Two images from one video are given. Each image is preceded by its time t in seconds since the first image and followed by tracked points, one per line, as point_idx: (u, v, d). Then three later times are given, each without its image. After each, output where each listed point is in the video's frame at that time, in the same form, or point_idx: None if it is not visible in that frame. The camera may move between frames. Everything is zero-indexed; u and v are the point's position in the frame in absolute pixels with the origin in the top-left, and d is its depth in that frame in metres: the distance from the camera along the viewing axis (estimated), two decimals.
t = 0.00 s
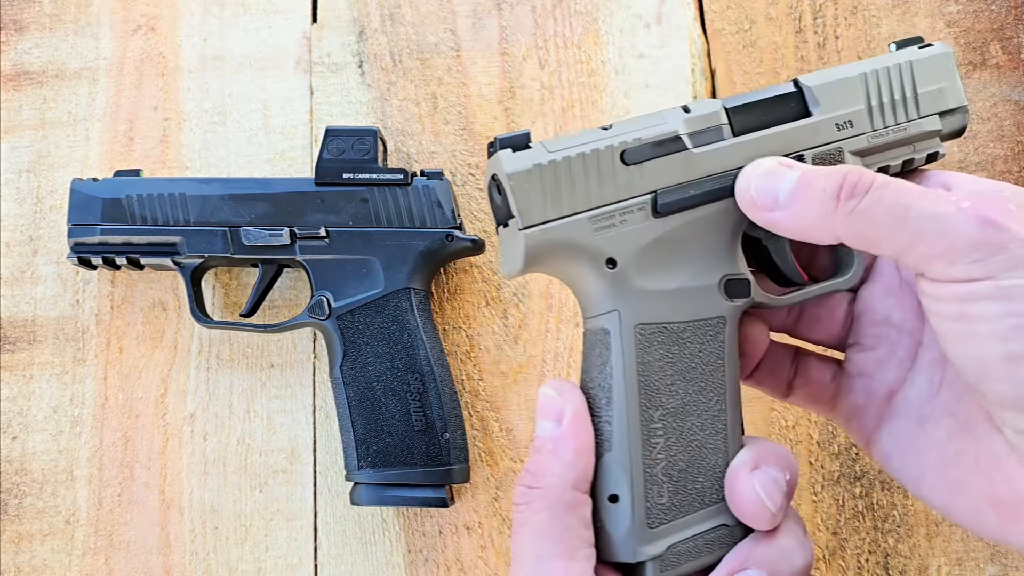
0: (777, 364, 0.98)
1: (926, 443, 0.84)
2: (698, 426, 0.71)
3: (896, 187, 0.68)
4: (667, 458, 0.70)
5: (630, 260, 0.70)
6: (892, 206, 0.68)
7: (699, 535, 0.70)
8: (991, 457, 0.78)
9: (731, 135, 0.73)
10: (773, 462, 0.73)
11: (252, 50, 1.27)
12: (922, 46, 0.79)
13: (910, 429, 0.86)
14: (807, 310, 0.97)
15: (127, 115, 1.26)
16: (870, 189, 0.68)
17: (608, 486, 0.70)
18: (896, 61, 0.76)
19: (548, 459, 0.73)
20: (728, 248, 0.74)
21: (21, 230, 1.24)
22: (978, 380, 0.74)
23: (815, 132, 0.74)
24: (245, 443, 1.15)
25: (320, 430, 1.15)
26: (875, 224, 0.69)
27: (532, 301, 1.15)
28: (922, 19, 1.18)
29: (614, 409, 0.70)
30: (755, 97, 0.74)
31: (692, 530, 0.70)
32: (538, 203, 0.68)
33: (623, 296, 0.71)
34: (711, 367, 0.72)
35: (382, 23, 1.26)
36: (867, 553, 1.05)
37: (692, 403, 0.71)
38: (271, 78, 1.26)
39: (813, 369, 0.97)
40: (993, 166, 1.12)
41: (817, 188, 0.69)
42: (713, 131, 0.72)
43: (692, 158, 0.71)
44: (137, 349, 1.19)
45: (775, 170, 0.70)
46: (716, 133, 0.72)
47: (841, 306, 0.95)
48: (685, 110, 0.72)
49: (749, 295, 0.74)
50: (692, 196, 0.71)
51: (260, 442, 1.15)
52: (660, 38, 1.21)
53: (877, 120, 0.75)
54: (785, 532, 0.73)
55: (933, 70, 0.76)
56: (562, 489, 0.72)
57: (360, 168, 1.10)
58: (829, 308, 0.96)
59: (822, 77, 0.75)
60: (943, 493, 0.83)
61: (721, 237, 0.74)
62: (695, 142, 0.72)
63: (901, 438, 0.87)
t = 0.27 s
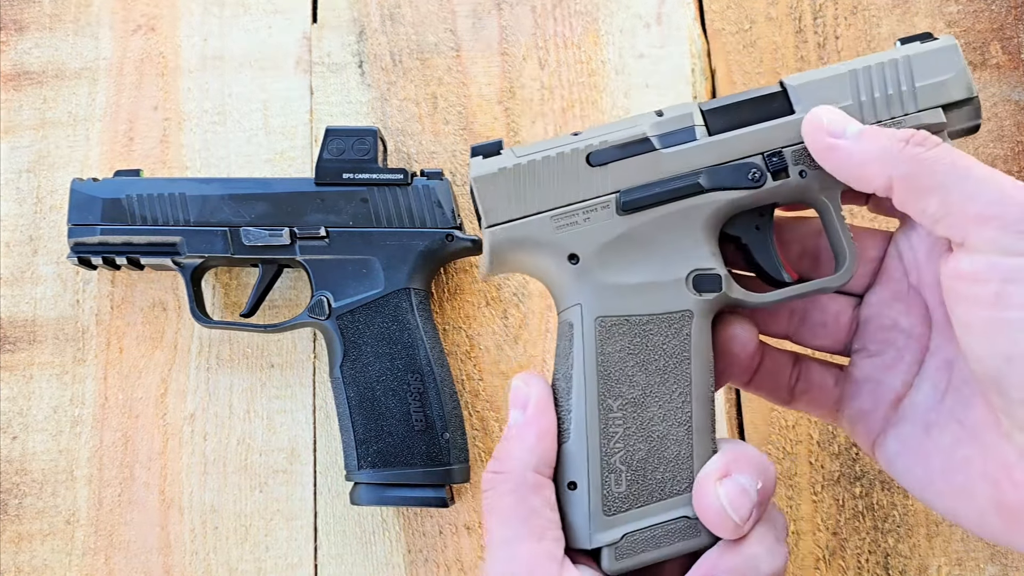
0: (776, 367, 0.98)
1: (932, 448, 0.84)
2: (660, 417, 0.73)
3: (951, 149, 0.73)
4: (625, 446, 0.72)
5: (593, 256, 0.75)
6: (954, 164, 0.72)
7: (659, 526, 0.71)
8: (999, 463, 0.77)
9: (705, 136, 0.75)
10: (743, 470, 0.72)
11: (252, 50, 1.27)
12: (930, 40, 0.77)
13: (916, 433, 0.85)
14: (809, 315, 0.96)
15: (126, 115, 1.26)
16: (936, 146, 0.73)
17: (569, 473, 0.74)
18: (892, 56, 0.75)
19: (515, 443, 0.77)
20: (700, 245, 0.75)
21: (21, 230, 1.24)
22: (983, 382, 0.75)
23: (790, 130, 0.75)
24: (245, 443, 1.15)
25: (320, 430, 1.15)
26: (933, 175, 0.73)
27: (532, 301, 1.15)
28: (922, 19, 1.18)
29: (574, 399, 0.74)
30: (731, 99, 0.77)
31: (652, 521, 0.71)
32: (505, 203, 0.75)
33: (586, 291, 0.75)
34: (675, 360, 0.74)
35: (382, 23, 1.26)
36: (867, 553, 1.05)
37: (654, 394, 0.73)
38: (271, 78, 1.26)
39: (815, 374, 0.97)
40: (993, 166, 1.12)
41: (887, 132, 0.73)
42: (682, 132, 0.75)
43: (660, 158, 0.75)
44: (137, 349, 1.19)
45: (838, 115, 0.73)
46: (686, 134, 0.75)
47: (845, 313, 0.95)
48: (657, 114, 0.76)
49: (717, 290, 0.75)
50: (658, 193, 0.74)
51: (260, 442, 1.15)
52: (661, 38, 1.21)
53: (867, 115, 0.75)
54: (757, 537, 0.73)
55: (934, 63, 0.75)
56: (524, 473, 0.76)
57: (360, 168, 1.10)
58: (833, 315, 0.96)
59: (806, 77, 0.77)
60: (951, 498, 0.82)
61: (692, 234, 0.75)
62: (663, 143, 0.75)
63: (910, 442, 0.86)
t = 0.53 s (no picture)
0: (777, 373, 0.97)
1: (934, 453, 0.84)
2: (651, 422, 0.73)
3: (944, 162, 0.72)
4: (615, 450, 0.72)
5: (586, 262, 0.75)
6: (946, 177, 0.71)
7: (650, 529, 0.71)
8: (1001, 469, 0.77)
9: (699, 143, 0.76)
10: (737, 477, 0.72)
11: (252, 50, 1.27)
12: (928, 46, 0.77)
13: (918, 438, 0.86)
14: (811, 321, 0.97)
15: (126, 115, 1.26)
16: (929, 159, 0.72)
17: (560, 477, 0.74)
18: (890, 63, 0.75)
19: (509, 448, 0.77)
20: (692, 250, 0.75)
21: (21, 230, 1.24)
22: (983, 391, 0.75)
23: (784, 136, 0.76)
24: (245, 443, 1.15)
25: (320, 430, 1.15)
26: (924, 189, 0.72)
27: (532, 302, 1.15)
28: (922, 19, 1.18)
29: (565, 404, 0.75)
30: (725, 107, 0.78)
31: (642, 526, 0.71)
32: (500, 211, 0.78)
33: (579, 296, 0.75)
34: (667, 365, 0.74)
35: (382, 23, 1.26)
36: (867, 553, 1.05)
37: (645, 398, 0.73)
38: (271, 78, 1.26)
39: (817, 381, 0.96)
40: (993, 166, 1.12)
41: (878, 144, 0.72)
42: (675, 140, 0.76)
43: (654, 165, 0.76)
44: (137, 349, 1.19)
45: (830, 126, 0.73)
46: (679, 141, 0.76)
47: (847, 318, 0.95)
48: (651, 123, 0.78)
49: (710, 295, 0.74)
50: (650, 199, 0.75)
51: (260, 442, 1.15)
52: (661, 38, 1.21)
53: (863, 122, 0.75)
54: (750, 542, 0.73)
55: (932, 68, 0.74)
56: (518, 476, 0.75)
57: (359, 168, 1.10)
58: (836, 320, 0.96)
59: (802, 85, 0.77)
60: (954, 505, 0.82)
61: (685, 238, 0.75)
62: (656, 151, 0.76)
63: (913, 447, 0.86)
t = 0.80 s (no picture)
0: (787, 381, 0.99)
1: (942, 456, 0.84)
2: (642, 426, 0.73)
3: (932, 179, 0.69)
4: (605, 454, 0.72)
5: (576, 267, 0.76)
6: (930, 195, 0.69)
7: (643, 532, 0.71)
8: (1006, 472, 0.77)
9: (687, 148, 0.76)
10: (732, 481, 0.71)
11: (252, 50, 1.27)
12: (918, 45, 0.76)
13: (925, 441, 0.86)
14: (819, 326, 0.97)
15: (127, 115, 1.26)
16: (915, 175, 0.69)
17: (552, 481, 0.75)
18: (879, 63, 0.75)
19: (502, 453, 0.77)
20: (683, 254, 0.75)
21: (21, 230, 1.24)
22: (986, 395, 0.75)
23: (774, 140, 0.75)
24: (245, 443, 1.15)
25: (320, 430, 1.15)
26: (906, 206, 0.70)
27: (532, 301, 1.15)
28: (922, 19, 1.18)
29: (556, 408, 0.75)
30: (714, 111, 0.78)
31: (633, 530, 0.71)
32: (489, 219, 0.78)
33: (570, 301, 0.76)
34: (658, 369, 0.74)
35: (382, 23, 1.26)
36: (867, 554, 1.05)
37: (636, 402, 0.73)
38: (271, 78, 1.26)
39: (826, 387, 0.97)
40: (993, 166, 1.12)
41: (865, 157, 0.70)
42: (663, 145, 0.76)
43: (642, 170, 0.76)
44: (137, 349, 1.19)
45: (819, 134, 0.71)
46: (667, 147, 0.76)
47: (855, 322, 0.95)
48: (640, 129, 0.78)
49: (701, 299, 0.74)
50: (639, 205, 0.75)
51: (260, 442, 1.15)
52: (661, 38, 1.21)
53: (852, 122, 0.74)
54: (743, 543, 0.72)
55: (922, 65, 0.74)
56: (511, 480, 0.76)
57: (359, 167, 1.10)
58: (844, 326, 0.96)
59: (789, 87, 0.77)
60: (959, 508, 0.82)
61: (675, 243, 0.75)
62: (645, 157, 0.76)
63: (920, 450, 0.86)
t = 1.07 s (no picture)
0: (800, 372, 0.99)
1: (953, 449, 0.85)
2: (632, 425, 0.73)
3: (937, 183, 0.69)
4: (595, 453, 0.73)
5: (568, 265, 0.76)
6: (932, 200, 0.69)
7: (631, 532, 0.70)
8: (1014, 467, 0.78)
9: (685, 142, 0.76)
10: (725, 483, 0.71)
11: (252, 50, 1.27)
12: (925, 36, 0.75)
13: (937, 434, 0.86)
14: (830, 319, 0.96)
15: (127, 115, 1.26)
16: (918, 181, 0.69)
17: (542, 479, 0.75)
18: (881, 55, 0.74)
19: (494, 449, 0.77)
20: (677, 251, 0.75)
21: (21, 230, 1.24)
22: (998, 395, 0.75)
23: (770, 134, 0.75)
24: (245, 443, 1.15)
25: (320, 430, 1.15)
26: (907, 213, 0.70)
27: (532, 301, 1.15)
28: (922, 18, 1.18)
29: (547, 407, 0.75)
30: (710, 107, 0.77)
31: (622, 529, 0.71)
32: (483, 216, 0.78)
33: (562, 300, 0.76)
34: (650, 368, 0.74)
35: (382, 23, 1.26)
36: (867, 553, 1.05)
37: (628, 401, 0.73)
38: (271, 78, 1.26)
39: (837, 379, 0.97)
40: (993, 166, 1.12)
41: (869, 161, 0.70)
42: (659, 140, 0.76)
43: (638, 165, 0.76)
44: (137, 349, 1.19)
45: (822, 136, 0.71)
46: (664, 142, 0.76)
47: (867, 315, 0.95)
48: (638, 123, 0.78)
49: (696, 297, 0.74)
50: (633, 201, 0.75)
51: (260, 442, 1.15)
52: (661, 38, 1.21)
53: (854, 115, 0.74)
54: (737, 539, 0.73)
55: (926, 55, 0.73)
56: (502, 477, 0.76)
57: (359, 167, 1.10)
58: (855, 318, 0.96)
59: (789, 80, 0.76)
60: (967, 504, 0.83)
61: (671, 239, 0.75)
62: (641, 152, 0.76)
63: (932, 443, 0.87)
